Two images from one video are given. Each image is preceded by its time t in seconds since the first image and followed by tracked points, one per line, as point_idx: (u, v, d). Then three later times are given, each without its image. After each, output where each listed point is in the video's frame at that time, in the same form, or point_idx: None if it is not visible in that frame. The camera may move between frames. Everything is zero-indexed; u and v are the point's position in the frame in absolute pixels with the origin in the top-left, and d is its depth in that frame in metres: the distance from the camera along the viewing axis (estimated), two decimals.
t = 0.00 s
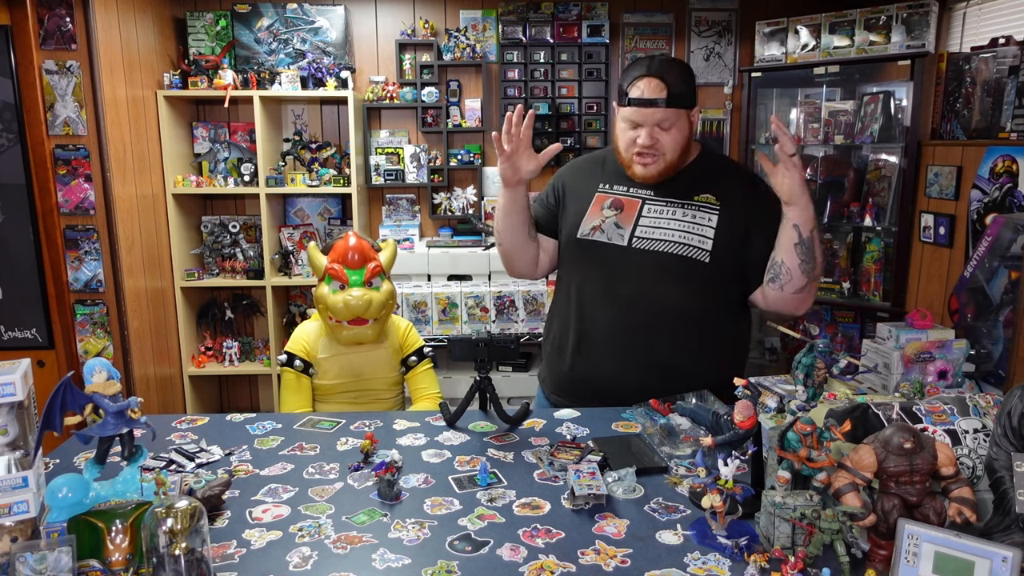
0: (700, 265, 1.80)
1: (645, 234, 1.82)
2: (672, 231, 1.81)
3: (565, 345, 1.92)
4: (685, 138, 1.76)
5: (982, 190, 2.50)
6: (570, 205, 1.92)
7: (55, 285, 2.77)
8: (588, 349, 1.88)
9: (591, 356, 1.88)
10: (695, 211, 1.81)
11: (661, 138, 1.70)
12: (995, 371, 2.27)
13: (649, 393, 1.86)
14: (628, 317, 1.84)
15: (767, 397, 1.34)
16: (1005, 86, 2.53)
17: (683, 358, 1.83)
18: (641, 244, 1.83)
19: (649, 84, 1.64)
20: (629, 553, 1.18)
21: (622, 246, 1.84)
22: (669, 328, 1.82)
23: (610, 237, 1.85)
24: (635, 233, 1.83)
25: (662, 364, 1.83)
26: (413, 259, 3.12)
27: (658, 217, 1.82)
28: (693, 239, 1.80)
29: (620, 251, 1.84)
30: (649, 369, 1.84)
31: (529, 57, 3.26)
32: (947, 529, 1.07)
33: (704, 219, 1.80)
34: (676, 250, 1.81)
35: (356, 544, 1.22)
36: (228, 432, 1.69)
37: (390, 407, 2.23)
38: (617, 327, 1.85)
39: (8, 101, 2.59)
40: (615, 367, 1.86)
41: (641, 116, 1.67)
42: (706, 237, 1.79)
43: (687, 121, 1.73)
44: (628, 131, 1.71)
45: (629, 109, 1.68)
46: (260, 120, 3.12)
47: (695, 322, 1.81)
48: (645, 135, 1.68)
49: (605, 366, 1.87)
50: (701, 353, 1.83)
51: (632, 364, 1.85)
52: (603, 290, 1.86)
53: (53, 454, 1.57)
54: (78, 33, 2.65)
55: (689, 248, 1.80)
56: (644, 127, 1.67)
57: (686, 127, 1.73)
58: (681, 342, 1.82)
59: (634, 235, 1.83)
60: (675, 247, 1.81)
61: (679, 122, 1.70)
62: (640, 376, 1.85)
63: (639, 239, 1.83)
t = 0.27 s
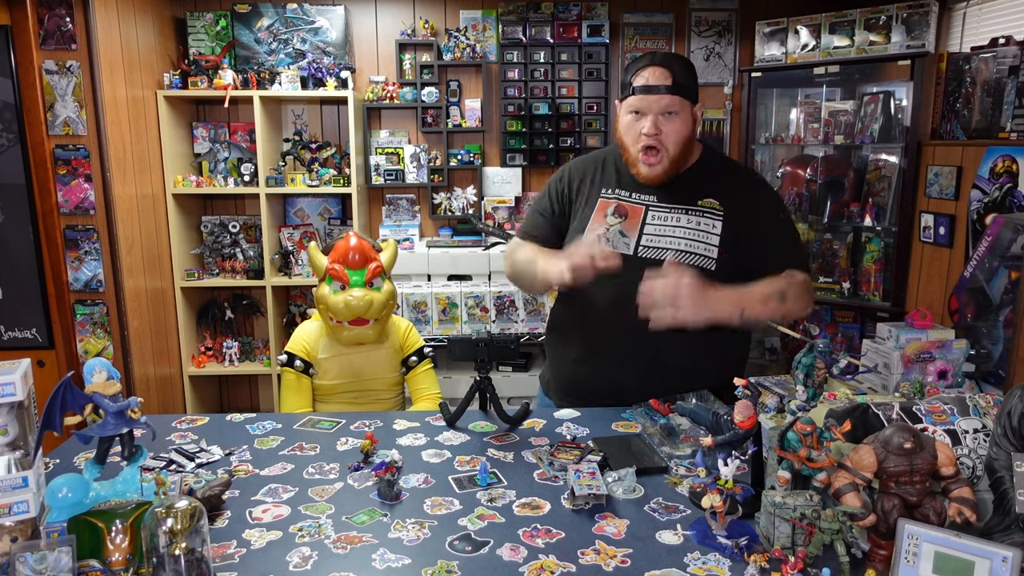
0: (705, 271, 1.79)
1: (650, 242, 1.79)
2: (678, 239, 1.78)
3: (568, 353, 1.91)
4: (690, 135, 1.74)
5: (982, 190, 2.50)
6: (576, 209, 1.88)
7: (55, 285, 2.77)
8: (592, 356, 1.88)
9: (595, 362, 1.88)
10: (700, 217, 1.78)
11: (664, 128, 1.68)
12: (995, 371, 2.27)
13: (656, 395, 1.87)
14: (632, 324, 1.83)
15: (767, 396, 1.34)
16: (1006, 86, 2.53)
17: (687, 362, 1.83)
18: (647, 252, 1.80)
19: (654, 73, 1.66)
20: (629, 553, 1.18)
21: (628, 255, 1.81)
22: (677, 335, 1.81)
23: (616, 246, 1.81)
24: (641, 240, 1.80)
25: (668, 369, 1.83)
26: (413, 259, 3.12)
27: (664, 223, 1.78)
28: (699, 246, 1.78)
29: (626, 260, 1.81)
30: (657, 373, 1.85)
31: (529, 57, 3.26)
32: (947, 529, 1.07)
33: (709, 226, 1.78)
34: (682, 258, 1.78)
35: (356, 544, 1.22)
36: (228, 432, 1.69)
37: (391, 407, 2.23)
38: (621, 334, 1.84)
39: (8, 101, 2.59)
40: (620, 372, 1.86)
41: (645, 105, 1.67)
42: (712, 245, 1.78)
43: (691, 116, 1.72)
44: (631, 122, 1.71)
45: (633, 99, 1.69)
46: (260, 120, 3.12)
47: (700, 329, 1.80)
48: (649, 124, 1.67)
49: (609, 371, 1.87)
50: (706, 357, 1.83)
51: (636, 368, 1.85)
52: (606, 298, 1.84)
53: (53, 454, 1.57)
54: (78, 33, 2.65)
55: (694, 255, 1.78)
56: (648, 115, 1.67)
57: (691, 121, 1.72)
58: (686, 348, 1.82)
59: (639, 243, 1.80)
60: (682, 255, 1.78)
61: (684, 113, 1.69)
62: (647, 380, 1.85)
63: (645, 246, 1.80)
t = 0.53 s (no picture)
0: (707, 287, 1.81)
1: (653, 263, 1.80)
2: (680, 259, 1.79)
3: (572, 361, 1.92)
4: (687, 140, 1.75)
5: (982, 190, 2.50)
6: (575, 232, 1.88)
7: (55, 285, 2.77)
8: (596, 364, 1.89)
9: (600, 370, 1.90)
10: (700, 234, 1.79)
11: (661, 134, 1.69)
12: (995, 371, 2.27)
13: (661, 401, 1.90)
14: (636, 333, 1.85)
15: (767, 396, 1.34)
16: (1005, 86, 2.53)
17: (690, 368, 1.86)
18: (652, 274, 1.81)
19: (648, 79, 1.65)
20: (629, 553, 1.18)
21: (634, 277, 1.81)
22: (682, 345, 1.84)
23: (622, 269, 1.81)
24: (645, 261, 1.80)
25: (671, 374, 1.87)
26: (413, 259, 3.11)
27: (665, 243, 1.79)
28: (701, 266, 1.79)
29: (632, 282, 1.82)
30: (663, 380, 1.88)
31: (529, 57, 3.26)
32: (947, 529, 1.07)
33: (709, 243, 1.79)
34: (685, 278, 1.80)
35: (356, 544, 1.22)
36: (228, 432, 1.69)
37: (391, 407, 2.23)
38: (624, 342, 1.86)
39: (8, 101, 2.59)
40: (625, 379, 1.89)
41: (640, 111, 1.67)
42: (712, 264, 1.80)
43: (687, 122, 1.73)
44: (627, 129, 1.71)
45: (627, 106, 1.68)
46: (260, 120, 3.12)
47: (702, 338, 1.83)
48: (646, 130, 1.68)
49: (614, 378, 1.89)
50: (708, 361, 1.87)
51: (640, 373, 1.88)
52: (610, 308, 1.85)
53: (53, 454, 1.57)
54: (78, 33, 2.65)
55: (696, 275, 1.80)
56: (645, 122, 1.68)
57: (687, 126, 1.73)
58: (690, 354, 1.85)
59: (644, 265, 1.80)
60: (682, 275, 1.80)
61: (680, 119, 1.70)
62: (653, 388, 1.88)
63: (650, 268, 1.80)
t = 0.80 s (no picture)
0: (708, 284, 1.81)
1: (654, 258, 1.80)
2: (681, 254, 1.80)
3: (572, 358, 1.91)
4: (690, 130, 1.75)
5: (982, 190, 2.50)
6: (576, 227, 1.88)
7: (55, 285, 2.77)
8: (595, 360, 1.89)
9: (599, 365, 1.89)
10: (701, 230, 1.79)
11: (665, 121, 1.69)
12: (995, 371, 2.27)
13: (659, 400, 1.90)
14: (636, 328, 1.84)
15: (767, 396, 1.34)
16: (1005, 86, 2.53)
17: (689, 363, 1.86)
18: (653, 268, 1.81)
19: (651, 70, 1.66)
20: (629, 553, 1.18)
21: (634, 272, 1.82)
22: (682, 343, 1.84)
23: (622, 264, 1.82)
24: (645, 256, 1.81)
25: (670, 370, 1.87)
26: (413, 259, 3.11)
27: (666, 239, 1.80)
28: (701, 261, 1.80)
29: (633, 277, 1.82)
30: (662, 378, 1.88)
31: (529, 57, 3.26)
32: (947, 529, 1.07)
33: (710, 239, 1.79)
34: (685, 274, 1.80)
35: (356, 544, 1.22)
36: (228, 432, 1.69)
37: (390, 407, 2.23)
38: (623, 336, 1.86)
39: (8, 101, 2.59)
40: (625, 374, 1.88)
41: (644, 101, 1.67)
42: (713, 259, 1.80)
43: (690, 113, 1.74)
44: (631, 119, 1.71)
45: (631, 96, 1.69)
46: (260, 120, 3.12)
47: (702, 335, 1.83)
48: (650, 118, 1.67)
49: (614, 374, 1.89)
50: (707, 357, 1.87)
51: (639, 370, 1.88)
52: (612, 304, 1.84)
53: (53, 454, 1.57)
54: (78, 33, 2.65)
55: (697, 271, 1.80)
56: (649, 110, 1.67)
57: (690, 117, 1.73)
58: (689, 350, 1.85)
59: (645, 260, 1.81)
60: (684, 269, 1.80)
61: (683, 108, 1.71)
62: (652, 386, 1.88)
63: (650, 263, 1.81)
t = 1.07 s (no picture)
0: (708, 274, 1.80)
1: (654, 244, 1.81)
2: (681, 241, 1.80)
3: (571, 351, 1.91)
4: (695, 117, 1.80)
5: (982, 190, 2.50)
6: (578, 217, 1.91)
7: (55, 285, 2.77)
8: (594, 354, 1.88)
9: (597, 358, 1.88)
10: (702, 219, 1.80)
11: (671, 102, 1.74)
12: (995, 371, 2.27)
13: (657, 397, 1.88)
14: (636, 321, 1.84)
15: (767, 396, 1.33)
16: (1005, 86, 2.53)
17: (687, 360, 1.85)
18: (652, 255, 1.81)
19: (658, 56, 1.75)
20: (629, 553, 1.18)
21: (633, 258, 1.82)
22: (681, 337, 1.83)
23: (622, 250, 1.82)
24: (645, 243, 1.81)
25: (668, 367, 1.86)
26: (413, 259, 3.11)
27: (667, 226, 1.81)
28: (701, 249, 1.80)
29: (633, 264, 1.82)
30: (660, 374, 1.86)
31: (529, 57, 3.26)
32: (947, 529, 1.07)
33: (711, 228, 1.79)
34: (685, 260, 1.80)
35: (356, 544, 1.22)
36: (228, 432, 1.69)
37: (391, 407, 2.23)
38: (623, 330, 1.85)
39: (8, 101, 2.59)
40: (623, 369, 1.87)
41: (651, 83, 1.75)
42: (713, 247, 1.80)
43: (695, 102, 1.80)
44: (637, 101, 1.78)
45: (639, 80, 1.77)
46: (260, 120, 3.12)
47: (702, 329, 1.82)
48: (656, 97, 1.74)
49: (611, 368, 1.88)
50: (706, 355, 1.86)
51: (637, 365, 1.87)
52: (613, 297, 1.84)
53: (53, 454, 1.57)
54: (78, 33, 2.65)
55: (697, 258, 1.80)
56: (655, 91, 1.74)
57: (695, 104, 1.79)
58: (688, 346, 1.84)
59: (644, 246, 1.81)
60: (684, 256, 1.80)
61: (688, 94, 1.77)
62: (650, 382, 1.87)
63: (650, 249, 1.81)
